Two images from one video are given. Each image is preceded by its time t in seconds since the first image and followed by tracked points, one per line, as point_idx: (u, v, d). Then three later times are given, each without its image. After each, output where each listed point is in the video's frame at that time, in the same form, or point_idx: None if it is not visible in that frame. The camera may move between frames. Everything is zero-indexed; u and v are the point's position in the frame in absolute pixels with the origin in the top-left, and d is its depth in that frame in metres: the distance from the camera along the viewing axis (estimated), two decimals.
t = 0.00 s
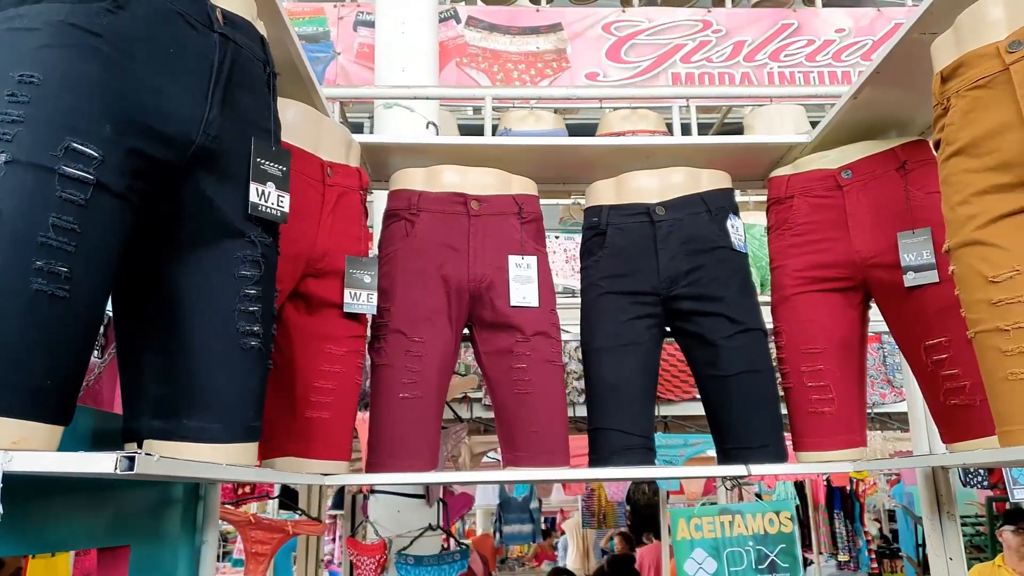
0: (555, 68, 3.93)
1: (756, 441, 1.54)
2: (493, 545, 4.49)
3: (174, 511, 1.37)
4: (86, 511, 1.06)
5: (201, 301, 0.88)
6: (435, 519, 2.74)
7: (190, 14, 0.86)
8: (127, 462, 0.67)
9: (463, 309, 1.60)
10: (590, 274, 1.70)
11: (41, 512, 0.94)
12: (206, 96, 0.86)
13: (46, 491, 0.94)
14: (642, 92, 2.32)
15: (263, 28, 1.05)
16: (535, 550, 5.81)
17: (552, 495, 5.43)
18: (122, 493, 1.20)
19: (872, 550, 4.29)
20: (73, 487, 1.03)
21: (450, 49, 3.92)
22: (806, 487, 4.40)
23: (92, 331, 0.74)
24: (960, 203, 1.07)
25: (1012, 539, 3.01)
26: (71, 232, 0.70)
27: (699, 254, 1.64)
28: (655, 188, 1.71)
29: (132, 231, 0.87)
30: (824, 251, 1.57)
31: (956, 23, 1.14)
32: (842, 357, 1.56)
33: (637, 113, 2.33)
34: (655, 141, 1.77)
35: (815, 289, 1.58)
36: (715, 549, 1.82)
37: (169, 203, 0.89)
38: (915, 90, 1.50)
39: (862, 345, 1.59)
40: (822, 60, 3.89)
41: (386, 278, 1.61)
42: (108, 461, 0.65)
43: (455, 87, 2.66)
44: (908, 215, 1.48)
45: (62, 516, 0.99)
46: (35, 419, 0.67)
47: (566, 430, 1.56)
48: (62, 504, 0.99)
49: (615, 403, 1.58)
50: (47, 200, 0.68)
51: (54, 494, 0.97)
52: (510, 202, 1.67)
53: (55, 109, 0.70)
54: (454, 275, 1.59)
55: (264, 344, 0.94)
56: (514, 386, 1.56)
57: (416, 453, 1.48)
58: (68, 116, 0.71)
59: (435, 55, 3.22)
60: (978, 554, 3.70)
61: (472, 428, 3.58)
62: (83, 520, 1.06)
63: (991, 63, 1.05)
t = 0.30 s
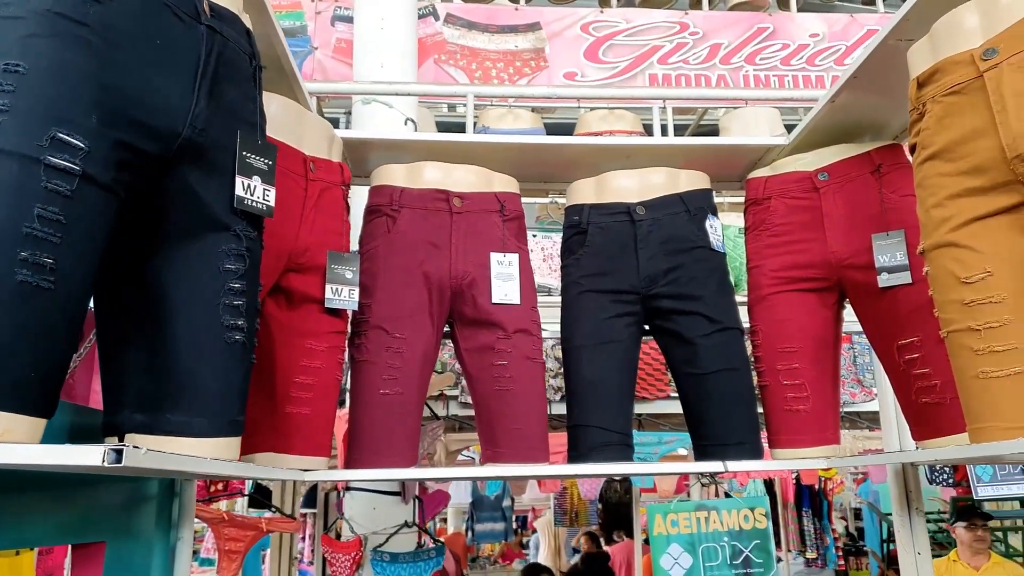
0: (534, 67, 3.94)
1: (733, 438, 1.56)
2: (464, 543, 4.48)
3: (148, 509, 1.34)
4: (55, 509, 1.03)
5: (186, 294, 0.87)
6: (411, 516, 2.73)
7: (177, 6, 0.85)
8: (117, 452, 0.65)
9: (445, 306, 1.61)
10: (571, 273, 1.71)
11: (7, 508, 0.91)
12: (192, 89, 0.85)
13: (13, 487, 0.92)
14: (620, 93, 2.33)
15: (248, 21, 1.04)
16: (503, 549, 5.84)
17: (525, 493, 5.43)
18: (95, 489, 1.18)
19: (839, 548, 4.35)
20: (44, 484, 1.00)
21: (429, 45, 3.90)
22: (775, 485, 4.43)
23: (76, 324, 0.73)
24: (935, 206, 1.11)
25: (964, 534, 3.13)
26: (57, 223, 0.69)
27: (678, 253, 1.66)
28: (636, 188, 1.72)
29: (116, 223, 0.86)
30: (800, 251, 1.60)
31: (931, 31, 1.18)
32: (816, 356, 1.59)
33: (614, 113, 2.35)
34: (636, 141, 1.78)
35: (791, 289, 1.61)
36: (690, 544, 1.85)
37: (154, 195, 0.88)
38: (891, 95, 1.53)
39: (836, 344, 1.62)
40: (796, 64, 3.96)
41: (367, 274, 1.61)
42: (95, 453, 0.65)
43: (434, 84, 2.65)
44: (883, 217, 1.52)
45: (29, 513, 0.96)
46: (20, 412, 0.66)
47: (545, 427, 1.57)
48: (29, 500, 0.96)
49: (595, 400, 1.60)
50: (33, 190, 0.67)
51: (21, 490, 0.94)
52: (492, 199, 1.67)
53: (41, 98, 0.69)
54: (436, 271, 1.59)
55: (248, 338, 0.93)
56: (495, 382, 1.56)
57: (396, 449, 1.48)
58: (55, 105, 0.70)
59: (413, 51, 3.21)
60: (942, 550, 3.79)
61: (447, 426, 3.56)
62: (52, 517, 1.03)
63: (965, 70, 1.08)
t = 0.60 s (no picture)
0: (510, 65, 3.94)
1: (707, 436, 1.58)
2: (434, 541, 4.45)
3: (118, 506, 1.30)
4: (17, 508, 1.00)
5: (165, 288, 0.87)
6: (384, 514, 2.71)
7: None
8: (99, 447, 0.65)
9: (423, 303, 1.60)
10: (550, 271, 1.72)
11: None
12: (175, 81, 0.85)
13: None
14: (597, 93, 2.34)
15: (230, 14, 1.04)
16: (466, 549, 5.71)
17: (496, 492, 5.41)
18: (63, 486, 1.14)
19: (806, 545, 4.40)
20: (7, 482, 0.97)
21: (405, 42, 3.87)
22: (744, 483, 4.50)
23: (56, 316, 0.72)
24: (909, 209, 1.14)
25: (914, 532, 3.22)
26: (37, 214, 0.68)
27: (655, 253, 1.67)
28: (614, 188, 1.73)
29: (96, 215, 0.86)
30: (774, 253, 1.62)
31: (907, 38, 1.21)
32: (790, 355, 1.61)
33: (591, 113, 2.36)
34: (614, 142, 1.79)
35: (766, 289, 1.63)
36: (665, 541, 1.86)
37: (135, 188, 0.88)
38: (865, 100, 1.57)
39: (809, 344, 1.65)
40: (769, 68, 4.02)
41: (345, 270, 1.60)
42: (78, 448, 0.64)
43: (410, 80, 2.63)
44: (856, 220, 1.55)
45: None
46: None
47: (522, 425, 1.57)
48: None
49: (573, 397, 1.60)
50: (12, 180, 0.67)
51: None
52: (472, 197, 1.67)
53: (20, 88, 0.68)
54: (415, 268, 1.59)
55: (228, 333, 0.93)
56: (473, 380, 1.56)
57: (374, 446, 1.47)
58: (35, 95, 0.69)
59: (390, 47, 3.18)
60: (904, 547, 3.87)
61: (420, 424, 3.54)
62: (14, 516, 0.99)
63: (940, 77, 1.11)
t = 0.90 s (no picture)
0: (488, 62, 3.93)
1: (683, 432, 1.59)
2: (406, 539, 4.42)
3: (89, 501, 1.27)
4: None
5: (145, 279, 0.88)
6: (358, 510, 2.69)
7: None
8: (78, 437, 0.64)
9: (402, 299, 1.60)
10: (529, 268, 1.72)
11: None
12: (156, 70, 0.85)
13: None
14: (575, 90, 2.35)
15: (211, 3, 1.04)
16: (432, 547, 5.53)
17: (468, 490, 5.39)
18: (31, 479, 1.11)
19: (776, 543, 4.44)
20: None
21: (382, 37, 3.84)
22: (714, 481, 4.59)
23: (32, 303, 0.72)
24: (882, 210, 1.18)
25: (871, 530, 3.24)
26: (14, 202, 0.68)
27: (633, 251, 1.68)
28: (593, 186, 1.74)
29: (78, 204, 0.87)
30: (750, 252, 1.65)
31: (882, 41, 1.24)
32: (764, 353, 1.64)
33: (569, 112, 2.36)
34: (593, 140, 1.79)
35: (742, 288, 1.65)
36: (641, 536, 1.90)
37: (116, 178, 0.89)
38: (839, 102, 1.59)
39: (784, 342, 1.67)
40: (744, 70, 4.06)
41: (324, 265, 1.59)
42: (58, 438, 0.64)
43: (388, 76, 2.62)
44: (830, 220, 1.58)
45: None
46: None
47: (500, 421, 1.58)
48: None
49: (551, 393, 1.61)
50: None
51: None
52: (451, 192, 1.66)
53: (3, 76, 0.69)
54: (394, 263, 1.58)
55: (207, 325, 0.94)
56: (452, 375, 1.56)
57: (352, 441, 1.47)
58: (14, 84, 0.69)
59: (367, 41, 3.16)
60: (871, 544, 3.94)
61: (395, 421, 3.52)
62: None
63: (913, 80, 1.14)
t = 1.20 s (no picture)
0: (461, 59, 3.92)
1: (652, 428, 1.61)
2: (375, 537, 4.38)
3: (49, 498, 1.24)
4: None
5: (115, 272, 0.92)
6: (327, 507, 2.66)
7: None
8: (44, 431, 0.65)
9: (373, 295, 1.60)
10: (501, 265, 1.72)
11: None
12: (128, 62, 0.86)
13: None
14: (548, 89, 2.35)
15: None
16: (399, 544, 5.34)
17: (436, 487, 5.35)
18: None
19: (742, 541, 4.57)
20: None
21: (355, 32, 3.80)
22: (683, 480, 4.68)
23: None
24: (849, 211, 1.20)
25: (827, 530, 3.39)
26: None
27: (605, 249, 1.69)
28: (566, 184, 1.75)
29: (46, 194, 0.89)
30: (720, 251, 1.67)
31: (849, 46, 1.26)
32: (732, 351, 1.66)
33: (542, 110, 2.37)
34: (566, 139, 1.80)
35: (711, 287, 1.67)
36: (609, 532, 1.88)
37: (87, 169, 0.92)
38: (808, 105, 1.62)
39: (751, 341, 1.70)
40: (716, 72, 4.11)
41: (294, 260, 1.58)
42: (23, 432, 0.64)
43: (360, 71, 2.59)
44: (798, 221, 1.61)
45: None
46: None
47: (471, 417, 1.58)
48: None
49: (521, 389, 1.61)
50: None
51: None
52: (424, 188, 1.66)
53: None
54: (366, 259, 1.58)
55: (175, 319, 0.99)
56: (423, 372, 1.55)
57: (321, 436, 1.47)
58: None
59: (340, 36, 3.13)
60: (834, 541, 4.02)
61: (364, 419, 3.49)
62: None
63: (879, 85, 1.17)
